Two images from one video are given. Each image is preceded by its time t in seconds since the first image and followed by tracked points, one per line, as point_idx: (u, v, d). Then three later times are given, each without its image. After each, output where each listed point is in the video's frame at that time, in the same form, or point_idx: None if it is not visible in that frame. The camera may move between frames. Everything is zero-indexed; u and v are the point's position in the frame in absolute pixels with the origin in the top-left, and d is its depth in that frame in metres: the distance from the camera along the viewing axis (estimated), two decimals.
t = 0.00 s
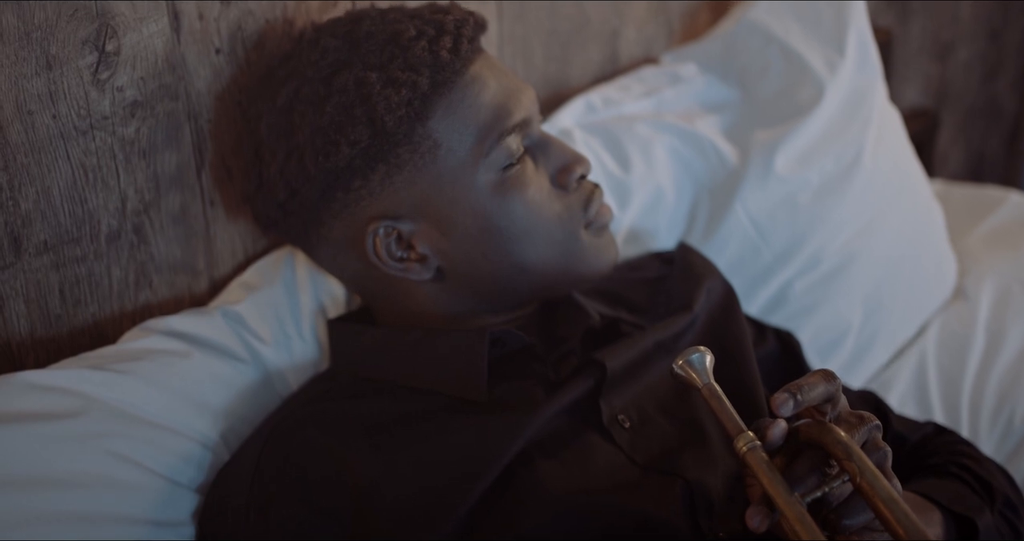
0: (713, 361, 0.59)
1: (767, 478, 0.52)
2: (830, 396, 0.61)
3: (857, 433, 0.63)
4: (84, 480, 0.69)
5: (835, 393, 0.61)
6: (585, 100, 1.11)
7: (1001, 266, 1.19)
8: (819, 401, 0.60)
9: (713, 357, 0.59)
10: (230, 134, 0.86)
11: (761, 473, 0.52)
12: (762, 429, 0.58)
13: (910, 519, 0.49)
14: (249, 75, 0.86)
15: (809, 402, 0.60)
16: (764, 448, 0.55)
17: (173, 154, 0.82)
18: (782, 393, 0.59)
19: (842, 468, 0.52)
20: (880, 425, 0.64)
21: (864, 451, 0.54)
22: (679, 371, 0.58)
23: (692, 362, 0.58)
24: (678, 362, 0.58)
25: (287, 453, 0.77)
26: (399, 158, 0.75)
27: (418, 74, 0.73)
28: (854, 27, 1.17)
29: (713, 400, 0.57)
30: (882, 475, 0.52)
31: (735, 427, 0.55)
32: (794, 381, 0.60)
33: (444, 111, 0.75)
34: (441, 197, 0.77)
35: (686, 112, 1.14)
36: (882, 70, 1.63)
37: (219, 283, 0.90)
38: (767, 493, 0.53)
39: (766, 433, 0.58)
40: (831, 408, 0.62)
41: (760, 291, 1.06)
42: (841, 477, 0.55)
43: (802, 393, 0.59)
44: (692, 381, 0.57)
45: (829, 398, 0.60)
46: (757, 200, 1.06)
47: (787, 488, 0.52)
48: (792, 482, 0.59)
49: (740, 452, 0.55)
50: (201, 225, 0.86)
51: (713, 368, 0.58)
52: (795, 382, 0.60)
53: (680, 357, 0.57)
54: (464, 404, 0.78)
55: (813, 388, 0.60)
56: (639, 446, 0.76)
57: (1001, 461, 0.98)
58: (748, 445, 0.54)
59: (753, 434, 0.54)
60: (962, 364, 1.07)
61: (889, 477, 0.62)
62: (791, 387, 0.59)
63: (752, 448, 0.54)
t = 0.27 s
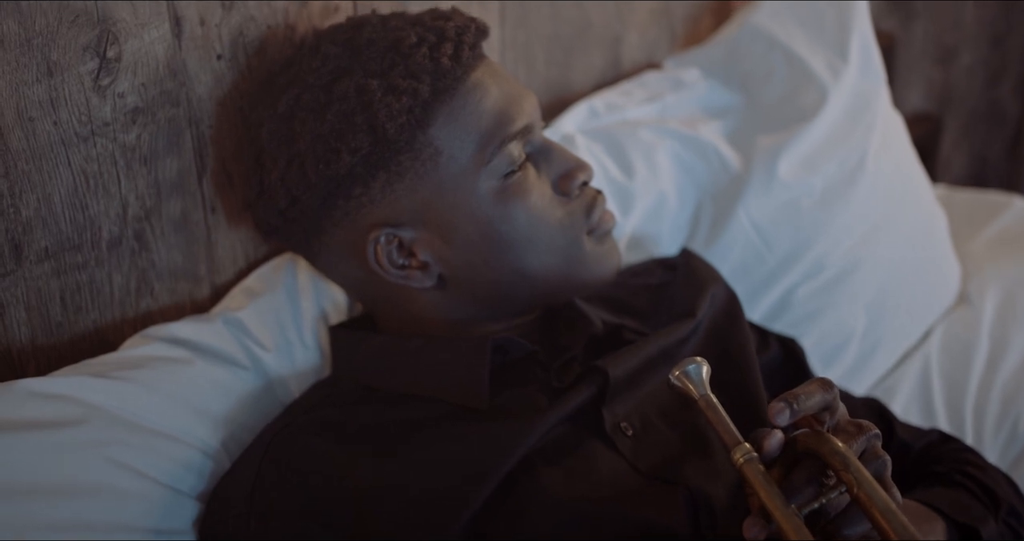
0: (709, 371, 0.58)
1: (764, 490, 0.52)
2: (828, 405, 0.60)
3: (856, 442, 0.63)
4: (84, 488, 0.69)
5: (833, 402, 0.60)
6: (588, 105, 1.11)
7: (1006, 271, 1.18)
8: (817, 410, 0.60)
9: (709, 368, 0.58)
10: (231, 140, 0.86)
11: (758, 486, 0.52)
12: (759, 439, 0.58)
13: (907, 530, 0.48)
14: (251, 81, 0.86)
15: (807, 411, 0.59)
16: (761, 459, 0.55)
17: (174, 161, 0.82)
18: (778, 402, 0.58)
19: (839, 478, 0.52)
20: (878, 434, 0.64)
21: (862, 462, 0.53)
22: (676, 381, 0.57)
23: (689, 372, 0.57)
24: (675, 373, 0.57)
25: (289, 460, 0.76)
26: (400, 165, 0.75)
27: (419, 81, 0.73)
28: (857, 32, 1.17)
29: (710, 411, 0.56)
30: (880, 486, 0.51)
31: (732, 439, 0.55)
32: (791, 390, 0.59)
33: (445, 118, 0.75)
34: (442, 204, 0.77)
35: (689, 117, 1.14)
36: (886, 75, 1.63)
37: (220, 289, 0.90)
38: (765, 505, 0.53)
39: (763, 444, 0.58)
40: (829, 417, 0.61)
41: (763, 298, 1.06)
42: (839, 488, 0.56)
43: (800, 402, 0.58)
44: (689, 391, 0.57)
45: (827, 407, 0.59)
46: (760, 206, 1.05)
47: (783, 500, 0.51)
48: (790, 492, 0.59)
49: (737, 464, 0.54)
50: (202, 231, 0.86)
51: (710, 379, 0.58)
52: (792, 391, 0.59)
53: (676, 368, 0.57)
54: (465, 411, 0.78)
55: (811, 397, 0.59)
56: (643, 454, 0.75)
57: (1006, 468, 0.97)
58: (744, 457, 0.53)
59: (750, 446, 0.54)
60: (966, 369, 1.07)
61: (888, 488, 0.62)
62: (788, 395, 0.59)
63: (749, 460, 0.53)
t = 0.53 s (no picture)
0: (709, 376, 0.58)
1: (764, 495, 0.52)
2: (828, 410, 0.60)
3: (856, 447, 0.63)
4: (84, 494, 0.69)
5: (833, 407, 0.60)
6: (590, 109, 1.11)
7: (1010, 274, 1.18)
8: (817, 415, 0.60)
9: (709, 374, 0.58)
10: (233, 144, 0.86)
11: (758, 492, 0.52)
12: (759, 445, 0.58)
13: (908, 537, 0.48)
14: (253, 85, 0.86)
15: (807, 416, 0.59)
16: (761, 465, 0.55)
17: (176, 165, 0.82)
18: (778, 407, 0.58)
19: (840, 484, 0.51)
20: (879, 440, 0.64)
21: (862, 468, 0.53)
22: (675, 387, 0.57)
23: (688, 378, 0.57)
24: (674, 379, 0.57)
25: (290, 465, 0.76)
26: (401, 171, 0.75)
27: (421, 87, 0.73)
28: (860, 36, 1.16)
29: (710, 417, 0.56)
30: (881, 492, 0.51)
31: (733, 445, 0.55)
32: (791, 395, 0.59)
33: (446, 123, 0.74)
34: (443, 210, 0.77)
35: (691, 121, 1.14)
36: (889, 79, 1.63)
37: (222, 294, 0.90)
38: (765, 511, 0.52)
39: (763, 450, 0.58)
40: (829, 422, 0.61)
41: (766, 303, 1.06)
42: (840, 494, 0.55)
43: (800, 407, 0.58)
44: (689, 396, 0.57)
45: (827, 412, 0.59)
46: (763, 210, 1.05)
47: (784, 506, 0.51)
48: (790, 499, 0.58)
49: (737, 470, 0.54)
50: (204, 236, 0.86)
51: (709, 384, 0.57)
52: (792, 396, 0.59)
53: (676, 374, 0.57)
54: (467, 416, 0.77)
55: (811, 402, 0.59)
56: (645, 460, 0.75)
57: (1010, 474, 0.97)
58: (744, 463, 0.53)
59: (750, 452, 0.54)
60: (970, 373, 1.06)
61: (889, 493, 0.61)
62: (788, 401, 0.58)
63: (749, 466, 0.53)
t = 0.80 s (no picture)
0: (710, 379, 0.58)
1: (766, 498, 0.51)
2: (830, 413, 0.60)
3: (858, 450, 0.62)
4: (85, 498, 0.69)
5: (835, 410, 0.60)
6: (592, 112, 1.11)
7: (1015, 278, 1.17)
8: (819, 417, 0.59)
9: (710, 376, 0.58)
10: (234, 147, 0.86)
11: (760, 494, 0.51)
12: (761, 448, 0.58)
13: None
14: (255, 88, 0.85)
15: (808, 419, 0.59)
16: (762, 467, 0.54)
17: (177, 168, 0.82)
18: (780, 410, 0.58)
19: (843, 488, 0.51)
20: (881, 444, 0.63)
21: (864, 470, 0.53)
22: (676, 389, 0.57)
23: (689, 380, 0.57)
24: (675, 381, 0.57)
25: (291, 469, 0.76)
26: (403, 175, 0.75)
27: (422, 91, 0.73)
28: (864, 39, 1.16)
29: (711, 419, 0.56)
30: (883, 495, 0.51)
31: (734, 447, 0.54)
32: (793, 397, 0.59)
33: (448, 127, 0.74)
34: (445, 214, 0.77)
35: (694, 124, 1.13)
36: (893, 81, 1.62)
37: (224, 297, 0.90)
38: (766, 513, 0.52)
39: (764, 452, 0.58)
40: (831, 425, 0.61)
41: (769, 306, 1.05)
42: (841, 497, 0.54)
43: (802, 409, 0.58)
44: (690, 399, 0.56)
45: (829, 414, 0.59)
46: (766, 213, 1.05)
47: (786, 509, 0.51)
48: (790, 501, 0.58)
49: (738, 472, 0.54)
50: (205, 239, 0.86)
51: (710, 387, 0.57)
52: (794, 398, 0.59)
53: (678, 375, 0.57)
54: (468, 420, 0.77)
55: (813, 404, 0.59)
56: (647, 465, 0.75)
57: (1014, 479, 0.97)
58: (746, 466, 0.53)
59: (751, 454, 0.54)
60: (974, 376, 1.06)
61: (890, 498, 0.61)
62: (790, 403, 0.58)
63: (751, 468, 0.53)
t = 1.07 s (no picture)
0: (706, 380, 0.57)
1: (763, 499, 0.51)
2: (828, 414, 0.59)
3: (856, 453, 0.62)
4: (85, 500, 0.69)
5: (833, 411, 0.59)
6: (595, 115, 1.10)
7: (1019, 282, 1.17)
8: (816, 418, 0.59)
9: (706, 377, 0.57)
10: (236, 150, 0.85)
11: (756, 495, 0.51)
12: (755, 448, 0.57)
13: None
14: (257, 91, 0.85)
15: (806, 420, 0.58)
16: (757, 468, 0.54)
17: (179, 171, 0.81)
18: (777, 410, 0.58)
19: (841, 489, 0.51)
20: (879, 446, 0.63)
21: (860, 470, 0.52)
22: (672, 390, 0.56)
23: (685, 380, 0.56)
24: (670, 382, 0.56)
25: (291, 471, 0.76)
26: (404, 178, 0.74)
27: (423, 94, 0.73)
28: (869, 42, 1.16)
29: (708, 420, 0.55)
30: (880, 495, 0.51)
31: (729, 447, 0.54)
32: (790, 398, 0.59)
33: (449, 131, 0.74)
34: (446, 218, 0.76)
35: (698, 127, 1.13)
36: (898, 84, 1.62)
37: (225, 299, 0.89)
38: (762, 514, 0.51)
39: (760, 452, 0.57)
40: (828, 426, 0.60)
41: (773, 310, 1.05)
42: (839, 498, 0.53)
43: (799, 410, 0.58)
44: (686, 399, 0.56)
45: (827, 415, 0.58)
46: (769, 217, 1.04)
47: (783, 510, 0.50)
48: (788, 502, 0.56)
49: (734, 473, 0.53)
50: (207, 241, 0.86)
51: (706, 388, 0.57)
52: (791, 399, 0.59)
53: (673, 376, 0.56)
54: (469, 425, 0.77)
55: (810, 405, 0.59)
56: (649, 470, 0.74)
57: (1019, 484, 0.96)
58: (743, 467, 0.52)
59: (747, 455, 0.53)
60: (979, 380, 1.05)
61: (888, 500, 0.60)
62: (788, 404, 0.58)
63: (747, 469, 0.52)
